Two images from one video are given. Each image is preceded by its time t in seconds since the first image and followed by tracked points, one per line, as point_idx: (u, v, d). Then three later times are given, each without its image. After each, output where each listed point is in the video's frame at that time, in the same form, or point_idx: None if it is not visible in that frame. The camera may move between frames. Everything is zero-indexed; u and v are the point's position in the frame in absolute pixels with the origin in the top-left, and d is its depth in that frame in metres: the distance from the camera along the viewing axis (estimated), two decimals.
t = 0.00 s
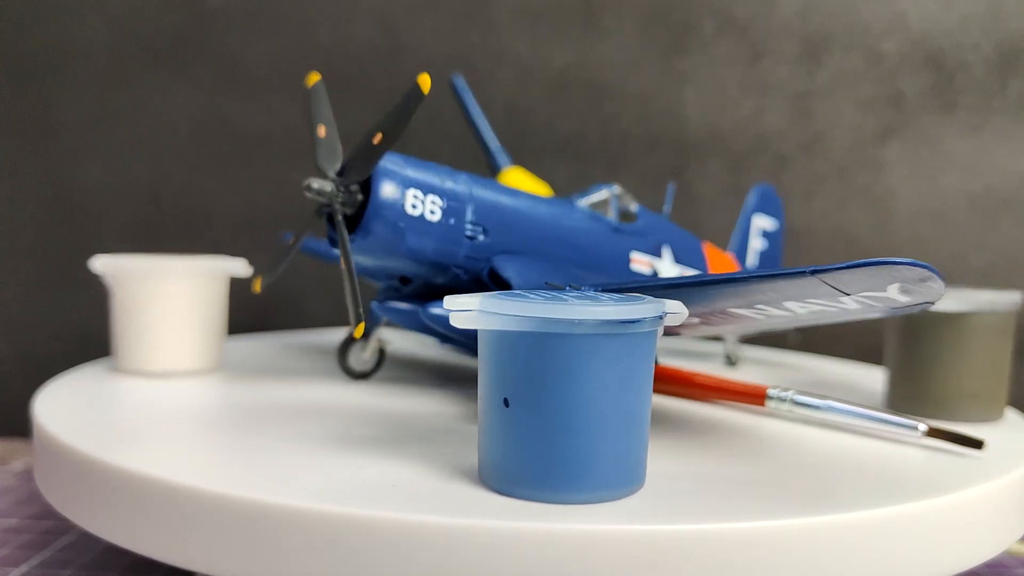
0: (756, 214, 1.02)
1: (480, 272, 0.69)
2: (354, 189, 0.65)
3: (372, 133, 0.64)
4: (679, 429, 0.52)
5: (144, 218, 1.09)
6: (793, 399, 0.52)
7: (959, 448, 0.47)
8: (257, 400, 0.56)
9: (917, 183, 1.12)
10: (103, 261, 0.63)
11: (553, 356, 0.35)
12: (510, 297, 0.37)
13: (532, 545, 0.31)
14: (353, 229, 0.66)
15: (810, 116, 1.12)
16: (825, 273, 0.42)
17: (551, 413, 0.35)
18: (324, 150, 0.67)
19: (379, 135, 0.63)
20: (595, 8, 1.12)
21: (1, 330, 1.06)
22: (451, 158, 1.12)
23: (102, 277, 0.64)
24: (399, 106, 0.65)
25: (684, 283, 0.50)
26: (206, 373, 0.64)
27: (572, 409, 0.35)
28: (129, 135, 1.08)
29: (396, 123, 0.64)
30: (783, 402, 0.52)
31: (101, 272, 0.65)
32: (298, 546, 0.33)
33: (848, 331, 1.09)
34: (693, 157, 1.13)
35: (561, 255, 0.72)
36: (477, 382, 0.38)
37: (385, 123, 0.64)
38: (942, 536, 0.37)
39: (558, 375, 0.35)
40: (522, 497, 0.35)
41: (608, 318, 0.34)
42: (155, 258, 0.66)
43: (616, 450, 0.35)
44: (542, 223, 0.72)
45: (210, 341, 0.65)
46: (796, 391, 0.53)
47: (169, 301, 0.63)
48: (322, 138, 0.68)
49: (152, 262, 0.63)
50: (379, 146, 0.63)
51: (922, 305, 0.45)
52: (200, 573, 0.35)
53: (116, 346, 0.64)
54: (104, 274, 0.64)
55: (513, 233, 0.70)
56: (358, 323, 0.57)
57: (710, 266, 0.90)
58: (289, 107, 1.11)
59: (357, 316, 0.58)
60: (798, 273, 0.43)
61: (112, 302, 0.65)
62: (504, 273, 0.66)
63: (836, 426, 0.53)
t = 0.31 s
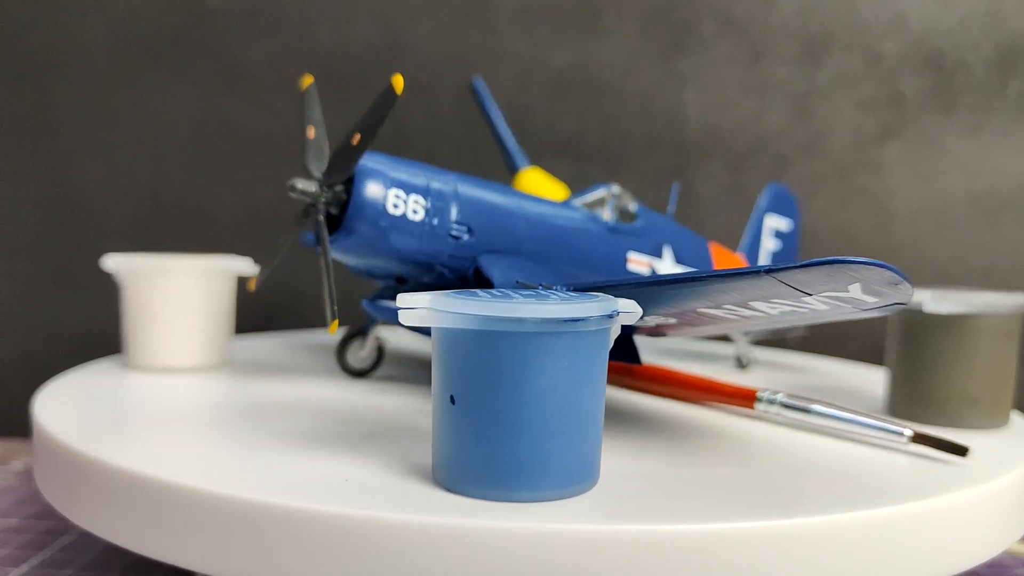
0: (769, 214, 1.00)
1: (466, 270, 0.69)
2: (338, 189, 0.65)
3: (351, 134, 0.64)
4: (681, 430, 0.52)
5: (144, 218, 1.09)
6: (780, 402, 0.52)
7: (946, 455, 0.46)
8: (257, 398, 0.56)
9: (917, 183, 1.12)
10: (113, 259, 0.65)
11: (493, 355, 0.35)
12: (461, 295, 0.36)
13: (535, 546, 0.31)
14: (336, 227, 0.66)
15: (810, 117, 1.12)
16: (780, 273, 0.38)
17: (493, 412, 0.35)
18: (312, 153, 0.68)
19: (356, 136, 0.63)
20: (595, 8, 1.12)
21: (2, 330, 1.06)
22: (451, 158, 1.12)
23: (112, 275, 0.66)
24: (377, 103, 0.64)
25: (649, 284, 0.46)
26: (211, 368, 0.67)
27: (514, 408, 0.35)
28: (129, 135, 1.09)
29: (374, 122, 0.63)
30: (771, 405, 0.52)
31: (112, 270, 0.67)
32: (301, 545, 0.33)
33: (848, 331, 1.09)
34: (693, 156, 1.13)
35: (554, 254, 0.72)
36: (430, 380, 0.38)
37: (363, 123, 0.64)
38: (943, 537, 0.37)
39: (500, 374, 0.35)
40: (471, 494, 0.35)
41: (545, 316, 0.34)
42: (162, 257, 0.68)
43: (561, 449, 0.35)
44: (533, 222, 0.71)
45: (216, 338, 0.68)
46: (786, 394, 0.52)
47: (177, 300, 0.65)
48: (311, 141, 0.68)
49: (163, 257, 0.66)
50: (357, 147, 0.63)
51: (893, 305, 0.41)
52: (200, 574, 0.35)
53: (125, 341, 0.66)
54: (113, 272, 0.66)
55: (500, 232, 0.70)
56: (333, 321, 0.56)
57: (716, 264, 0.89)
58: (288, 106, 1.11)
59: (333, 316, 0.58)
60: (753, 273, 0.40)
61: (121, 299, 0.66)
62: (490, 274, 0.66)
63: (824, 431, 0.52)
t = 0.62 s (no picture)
0: (780, 215, 1.00)
1: (454, 268, 0.69)
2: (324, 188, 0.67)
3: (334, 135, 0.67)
4: (680, 430, 0.51)
5: (144, 218, 1.09)
6: (768, 404, 0.51)
7: (926, 460, 0.45)
8: (257, 397, 0.56)
9: (917, 183, 1.12)
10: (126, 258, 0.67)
11: (445, 353, 0.35)
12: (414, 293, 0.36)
13: (536, 546, 0.31)
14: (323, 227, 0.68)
15: (810, 117, 1.12)
16: (737, 272, 0.37)
17: (446, 409, 0.35)
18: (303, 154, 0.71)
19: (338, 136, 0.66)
20: (595, 8, 1.12)
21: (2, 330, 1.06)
22: (451, 158, 1.12)
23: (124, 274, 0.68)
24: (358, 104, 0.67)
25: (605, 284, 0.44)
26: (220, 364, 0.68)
27: (466, 406, 0.35)
28: (129, 135, 1.09)
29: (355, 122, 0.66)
30: (759, 407, 0.52)
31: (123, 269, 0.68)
32: (305, 543, 0.32)
33: (847, 331, 1.09)
34: (693, 157, 1.13)
35: (547, 253, 0.72)
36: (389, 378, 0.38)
37: (345, 124, 0.67)
38: (942, 537, 0.37)
39: (450, 372, 0.35)
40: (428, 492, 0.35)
41: (488, 316, 0.34)
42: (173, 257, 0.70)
43: (512, 448, 0.35)
44: (525, 222, 0.71)
45: (225, 335, 0.69)
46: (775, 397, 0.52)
47: (187, 297, 0.67)
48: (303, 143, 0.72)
49: (173, 256, 0.68)
50: (339, 146, 0.66)
51: (861, 304, 0.40)
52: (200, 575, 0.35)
53: (136, 338, 0.67)
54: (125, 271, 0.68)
55: (489, 232, 0.70)
56: (312, 317, 0.59)
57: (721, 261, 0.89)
58: (287, 106, 1.11)
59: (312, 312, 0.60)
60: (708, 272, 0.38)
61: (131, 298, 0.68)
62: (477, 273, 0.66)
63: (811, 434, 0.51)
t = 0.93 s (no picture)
0: (790, 214, 0.99)
1: (442, 268, 0.69)
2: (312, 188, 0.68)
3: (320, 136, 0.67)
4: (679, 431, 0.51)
5: (143, 218, 1.09)
6: (754, 406, 0.51)
7: (907, 465, 0.43)
8: (256, 397, 0.56)
9: (917, 183, 1.12)
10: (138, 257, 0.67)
11: (399, 352, 0.35)
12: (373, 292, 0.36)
13: (534, 546, 0.31)
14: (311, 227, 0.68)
15: (811, 116, 1.12)
16: (690, 270, 0.37)
17: (399, 406, 0.35)
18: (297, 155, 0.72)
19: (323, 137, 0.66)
20: (595, 8, 1.12)
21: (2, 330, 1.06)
22: (451, 158, 1.12)
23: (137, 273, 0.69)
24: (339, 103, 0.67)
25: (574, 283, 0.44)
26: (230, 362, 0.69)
27: (425, 406, 0.35)
28: (129, 135, 1.09)
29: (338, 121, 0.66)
30: (745, 409, 0.52)
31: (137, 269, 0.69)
32: (305, 543, 0.32)
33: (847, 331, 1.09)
34: (693, 156, 1.13)
35: (538, 252, 0.71)
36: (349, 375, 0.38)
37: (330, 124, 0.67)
38: (942, 537, 0.37)
39: (408, 372, 0.35)
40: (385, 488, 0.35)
41: (440, 313, 0.34)
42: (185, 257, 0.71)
43: (472, 446, 0.35)
44: (516, 221, 0.71)
45: (234, 334, 0.70)
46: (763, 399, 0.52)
47: (198, 296, 0.68)
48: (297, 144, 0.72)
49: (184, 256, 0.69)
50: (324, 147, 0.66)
51: (824, 305, 0.39)
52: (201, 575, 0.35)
53: (148, 337, 0.68)
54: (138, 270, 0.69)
55: (477, 231, 0.69)
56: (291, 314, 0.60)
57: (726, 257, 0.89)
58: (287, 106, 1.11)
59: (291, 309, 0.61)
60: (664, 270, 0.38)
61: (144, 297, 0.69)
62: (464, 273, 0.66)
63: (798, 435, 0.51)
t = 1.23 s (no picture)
0: (798, 214, 0.99)
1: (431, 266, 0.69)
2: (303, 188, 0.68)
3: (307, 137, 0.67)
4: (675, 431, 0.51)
5: (143, 218, 1.09)
6: (738, 408, 0.51)
7: (883, 471, 0.42)
8: (256, 395, 0.56)
9: (917, 183, 1.12)
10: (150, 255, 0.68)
11: (353, 351, 0.35)
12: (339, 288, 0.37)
13: (534, 545, 0.31)
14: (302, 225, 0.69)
15: (811, 116, 1.12)
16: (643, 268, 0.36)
17: (353, 405, 0.35)
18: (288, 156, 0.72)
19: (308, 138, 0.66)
20: (595, 7, 1.12)
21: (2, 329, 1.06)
22: (451, 158, 1.12)
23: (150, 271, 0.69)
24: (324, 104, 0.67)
25: (549, 281, 0.43)
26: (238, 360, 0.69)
27: (384, 405, 0.34)
28: (130, 134, 1.09)
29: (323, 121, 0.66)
30: (730, 410, 0.52)
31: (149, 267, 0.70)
32: (303, 543, 0.32)
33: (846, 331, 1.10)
34: (693, 156, 1.13)
35: (531, 251, 0.71)
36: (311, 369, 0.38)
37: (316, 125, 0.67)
38: (941, 537, 0.37)
39: (364, 371, 0.35)
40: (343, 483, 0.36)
41: (393, 311, 0.34)
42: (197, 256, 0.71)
43: (432, 445, 0.35)
44: (508, 221, 0.71)
45: (242, 333, 0.70)
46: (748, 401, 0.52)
47: (207, 294, 0.68)
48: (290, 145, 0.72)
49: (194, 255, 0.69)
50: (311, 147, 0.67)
51: (782, 305, 0.38)
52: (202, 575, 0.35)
53: (158, 334, 0.68)
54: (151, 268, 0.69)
55: (467, 231, 0.69)
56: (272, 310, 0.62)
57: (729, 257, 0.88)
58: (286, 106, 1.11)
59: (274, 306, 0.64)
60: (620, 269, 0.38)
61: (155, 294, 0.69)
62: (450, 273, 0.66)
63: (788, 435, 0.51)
